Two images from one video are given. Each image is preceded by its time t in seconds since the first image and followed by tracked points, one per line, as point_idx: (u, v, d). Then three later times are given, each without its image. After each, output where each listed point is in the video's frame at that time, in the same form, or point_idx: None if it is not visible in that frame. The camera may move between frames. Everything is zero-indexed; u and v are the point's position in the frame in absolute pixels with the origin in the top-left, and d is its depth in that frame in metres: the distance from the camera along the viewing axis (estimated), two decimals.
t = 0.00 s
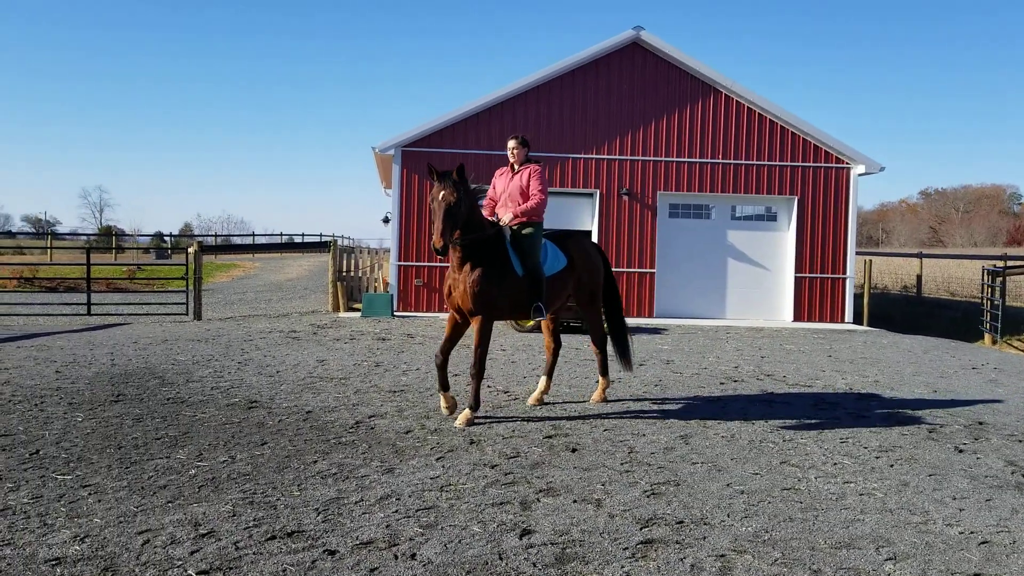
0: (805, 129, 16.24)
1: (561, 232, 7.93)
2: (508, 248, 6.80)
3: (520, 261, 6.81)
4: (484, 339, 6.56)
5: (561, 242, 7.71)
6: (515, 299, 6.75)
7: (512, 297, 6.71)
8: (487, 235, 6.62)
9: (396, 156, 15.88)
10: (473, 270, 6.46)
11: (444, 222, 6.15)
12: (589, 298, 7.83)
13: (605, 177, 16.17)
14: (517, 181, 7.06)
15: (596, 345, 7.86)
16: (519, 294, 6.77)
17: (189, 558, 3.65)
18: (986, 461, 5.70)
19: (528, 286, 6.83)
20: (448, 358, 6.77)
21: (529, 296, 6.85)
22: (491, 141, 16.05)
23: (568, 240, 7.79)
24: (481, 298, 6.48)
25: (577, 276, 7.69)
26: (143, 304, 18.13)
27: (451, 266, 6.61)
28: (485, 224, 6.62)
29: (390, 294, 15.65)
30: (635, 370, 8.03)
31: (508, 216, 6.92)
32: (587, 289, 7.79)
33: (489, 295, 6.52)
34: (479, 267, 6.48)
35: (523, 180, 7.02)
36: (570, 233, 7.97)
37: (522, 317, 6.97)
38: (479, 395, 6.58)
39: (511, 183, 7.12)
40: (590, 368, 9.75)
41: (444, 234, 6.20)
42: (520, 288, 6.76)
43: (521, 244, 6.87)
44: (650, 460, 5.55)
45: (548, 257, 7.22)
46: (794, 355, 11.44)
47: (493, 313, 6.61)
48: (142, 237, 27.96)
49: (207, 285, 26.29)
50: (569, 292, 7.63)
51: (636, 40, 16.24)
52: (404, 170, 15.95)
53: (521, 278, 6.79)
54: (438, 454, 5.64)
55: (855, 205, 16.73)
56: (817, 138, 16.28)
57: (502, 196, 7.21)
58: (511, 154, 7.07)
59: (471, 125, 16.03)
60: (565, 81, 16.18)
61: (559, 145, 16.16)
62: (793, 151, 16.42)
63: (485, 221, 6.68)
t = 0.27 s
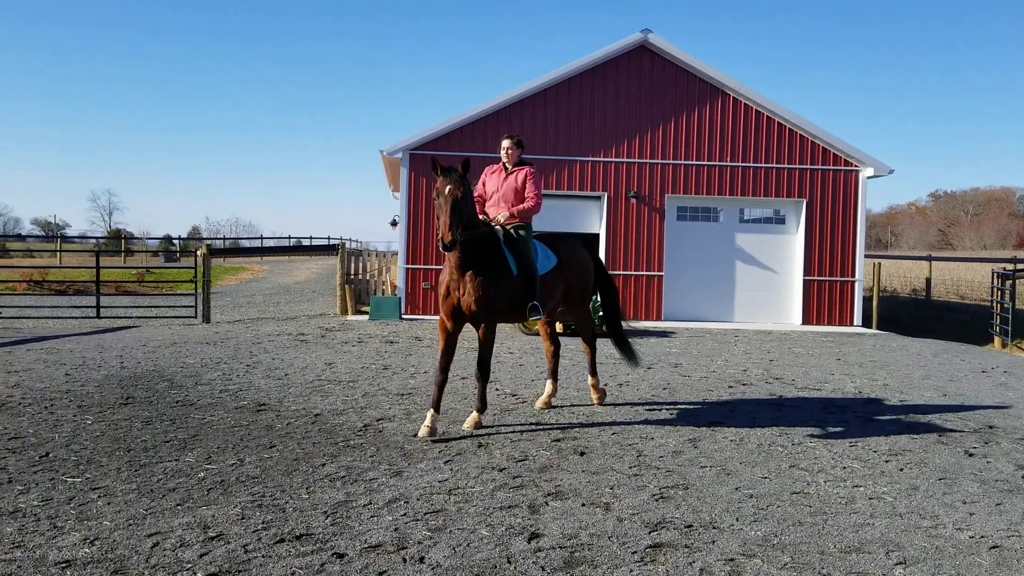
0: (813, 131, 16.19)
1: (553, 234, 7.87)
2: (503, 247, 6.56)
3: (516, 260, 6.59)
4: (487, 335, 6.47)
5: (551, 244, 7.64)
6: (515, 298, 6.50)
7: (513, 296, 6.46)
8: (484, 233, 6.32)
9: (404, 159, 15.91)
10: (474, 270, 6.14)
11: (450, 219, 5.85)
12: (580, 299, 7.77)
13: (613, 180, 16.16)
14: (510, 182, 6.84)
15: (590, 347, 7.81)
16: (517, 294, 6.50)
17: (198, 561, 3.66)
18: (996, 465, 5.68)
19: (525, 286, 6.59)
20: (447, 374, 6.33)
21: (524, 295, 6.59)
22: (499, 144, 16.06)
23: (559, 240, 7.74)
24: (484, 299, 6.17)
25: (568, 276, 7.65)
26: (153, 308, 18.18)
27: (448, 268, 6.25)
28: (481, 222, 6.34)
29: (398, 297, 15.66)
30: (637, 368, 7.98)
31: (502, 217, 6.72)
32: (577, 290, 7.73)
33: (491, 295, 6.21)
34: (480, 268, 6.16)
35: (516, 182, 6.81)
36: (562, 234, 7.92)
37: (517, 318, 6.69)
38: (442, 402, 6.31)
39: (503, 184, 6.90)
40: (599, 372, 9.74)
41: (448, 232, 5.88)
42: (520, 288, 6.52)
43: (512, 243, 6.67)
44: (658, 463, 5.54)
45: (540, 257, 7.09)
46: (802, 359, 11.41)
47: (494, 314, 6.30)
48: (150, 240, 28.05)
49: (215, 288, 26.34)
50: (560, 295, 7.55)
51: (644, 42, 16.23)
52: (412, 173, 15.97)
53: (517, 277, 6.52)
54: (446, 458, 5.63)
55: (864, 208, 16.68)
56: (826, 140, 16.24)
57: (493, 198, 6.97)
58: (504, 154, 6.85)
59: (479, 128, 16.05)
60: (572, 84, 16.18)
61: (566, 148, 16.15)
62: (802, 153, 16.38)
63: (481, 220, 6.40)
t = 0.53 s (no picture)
0: (821, 131, 16.15)
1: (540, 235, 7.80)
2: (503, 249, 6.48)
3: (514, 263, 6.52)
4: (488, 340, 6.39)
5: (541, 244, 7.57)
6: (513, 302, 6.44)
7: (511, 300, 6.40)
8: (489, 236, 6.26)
9: (411, 160, 15.93)
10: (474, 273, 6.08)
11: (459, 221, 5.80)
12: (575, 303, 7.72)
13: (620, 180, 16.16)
14: (500, 181, 6.63)
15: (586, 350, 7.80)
16: (514, 297, 6.42)
17: (207, 561, 3.66)
18: (1006, 465, 5.66)
19: (522, 289, 6.46)
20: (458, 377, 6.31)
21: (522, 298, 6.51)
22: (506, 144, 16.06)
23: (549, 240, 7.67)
24: (483, 303, 6.11)
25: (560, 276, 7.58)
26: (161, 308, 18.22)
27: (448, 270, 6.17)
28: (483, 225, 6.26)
29: (405, 298, 15.67)
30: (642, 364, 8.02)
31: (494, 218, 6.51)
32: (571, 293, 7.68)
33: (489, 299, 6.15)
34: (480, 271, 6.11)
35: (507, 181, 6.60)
36: (548, 235, 7.85)
37: (514, 320, 6.62)
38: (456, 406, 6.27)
39: (493, 183, 6.68)
40: (606, 372, 9.73)
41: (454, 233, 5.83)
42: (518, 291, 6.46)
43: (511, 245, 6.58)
44: (666, 464, 5.53)
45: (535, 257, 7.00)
46: (811, 359, 11.37)
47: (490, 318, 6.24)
48: (158, 241, 28.10)
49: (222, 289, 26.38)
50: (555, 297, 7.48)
51: (651, 42, 16.22)
52: (419, 174, 15.99)
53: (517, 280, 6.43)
54: (454, 458, 5.64)
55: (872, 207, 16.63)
56: (834, 140, 16.20)
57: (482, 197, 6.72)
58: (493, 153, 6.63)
59: (485, 128, 16.05)
60: (579, 84, 16.18)
61: (573, 148, 16.15)
62: (809, 153, 16.35)
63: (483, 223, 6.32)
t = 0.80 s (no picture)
0: (832, 130, 16.11)
1: (529, 238, 7.64)
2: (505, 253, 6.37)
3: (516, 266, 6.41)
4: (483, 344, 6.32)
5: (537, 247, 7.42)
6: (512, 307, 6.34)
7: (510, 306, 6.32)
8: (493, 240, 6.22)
9: (420, 160, 15.94)
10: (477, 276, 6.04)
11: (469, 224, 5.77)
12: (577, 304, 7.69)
13: (629, 180, 16.15)
14: (496, 183, 6.44)
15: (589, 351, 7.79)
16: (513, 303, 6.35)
17: (217, 560, 3.67)
18: (1017, 466, 5.63)
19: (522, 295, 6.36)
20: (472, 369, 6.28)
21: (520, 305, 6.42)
22: (515, 143, 16.06)
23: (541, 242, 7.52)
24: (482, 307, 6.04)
25: (555, 279, 7.43)
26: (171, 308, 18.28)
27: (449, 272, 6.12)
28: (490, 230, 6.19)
29: (414, 297, 15.68)
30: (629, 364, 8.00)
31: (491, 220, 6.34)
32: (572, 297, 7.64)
33: (490, 304, 6.10)
34: (483, 275, 6.06)
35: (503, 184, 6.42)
36: (538, 237, 7.70)
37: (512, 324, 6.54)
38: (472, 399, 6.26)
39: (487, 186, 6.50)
40: (615, 372, 9.72)
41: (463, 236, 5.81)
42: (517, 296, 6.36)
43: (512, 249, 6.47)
44: (675, 463, 5.52)
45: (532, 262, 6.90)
46: (820, 359, 11.34)
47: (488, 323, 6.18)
48: (168, 241, 28.19)
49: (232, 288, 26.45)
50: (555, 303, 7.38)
51: (660, 42, 16.19)
52: (428, 173, 16.00)
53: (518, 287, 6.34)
54: (463, 457, 5.64)
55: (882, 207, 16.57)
56: (844, 139, 16.16)
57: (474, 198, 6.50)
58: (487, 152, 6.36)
59: (495, 128, 16.04)
60: (588, 84, 16.17)
61: (582, 148, 16.13)
62: (819, 153, 16.31)
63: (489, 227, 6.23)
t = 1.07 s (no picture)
0: (835, 131, 16.09)
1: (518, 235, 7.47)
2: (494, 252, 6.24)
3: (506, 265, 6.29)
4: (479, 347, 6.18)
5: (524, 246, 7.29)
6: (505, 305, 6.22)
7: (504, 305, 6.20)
8: (485, 239, 6.06)
9: (422, 160, 15.95)
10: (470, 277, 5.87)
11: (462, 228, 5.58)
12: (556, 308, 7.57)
13: (632, 180, 16.14)
14: (489, 179, 6.43)
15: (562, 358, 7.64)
16: (505, 303, 6.22)
17: (220, 561, 3.68)
18: (1021, 467, 5.62)
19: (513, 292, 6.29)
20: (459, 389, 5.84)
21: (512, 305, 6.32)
22: (517, 144, 16.05)
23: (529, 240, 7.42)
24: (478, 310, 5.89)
25: (546, 277, 7.36)
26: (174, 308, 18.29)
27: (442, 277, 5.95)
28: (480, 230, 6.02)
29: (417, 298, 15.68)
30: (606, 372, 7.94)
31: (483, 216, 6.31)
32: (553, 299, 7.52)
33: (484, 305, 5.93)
34: (477, 276, 5.89)
35: (497, 180, 6.43)
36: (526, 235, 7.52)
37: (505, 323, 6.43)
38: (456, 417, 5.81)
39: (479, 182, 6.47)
40: (618, 372, 9.73)
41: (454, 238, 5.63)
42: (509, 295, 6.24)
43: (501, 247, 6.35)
44: (678, 464, 5.52)
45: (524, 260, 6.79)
46: (824, 359, 11.33)
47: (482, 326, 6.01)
48: (171, 241, 28.21)
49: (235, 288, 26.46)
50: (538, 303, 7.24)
51: (663, 42, 16.19)
52: (430, 174, 16.00)
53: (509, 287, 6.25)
54: (465, 458, 5.63)
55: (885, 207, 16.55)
56: (847, 140, 16.14)
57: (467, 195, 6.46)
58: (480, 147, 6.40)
59: (497, 128, 16.03)
60: (591, 84, 16.16)
61: (584, 148, 16.12)
62: (822, 153, 16.29)
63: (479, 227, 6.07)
